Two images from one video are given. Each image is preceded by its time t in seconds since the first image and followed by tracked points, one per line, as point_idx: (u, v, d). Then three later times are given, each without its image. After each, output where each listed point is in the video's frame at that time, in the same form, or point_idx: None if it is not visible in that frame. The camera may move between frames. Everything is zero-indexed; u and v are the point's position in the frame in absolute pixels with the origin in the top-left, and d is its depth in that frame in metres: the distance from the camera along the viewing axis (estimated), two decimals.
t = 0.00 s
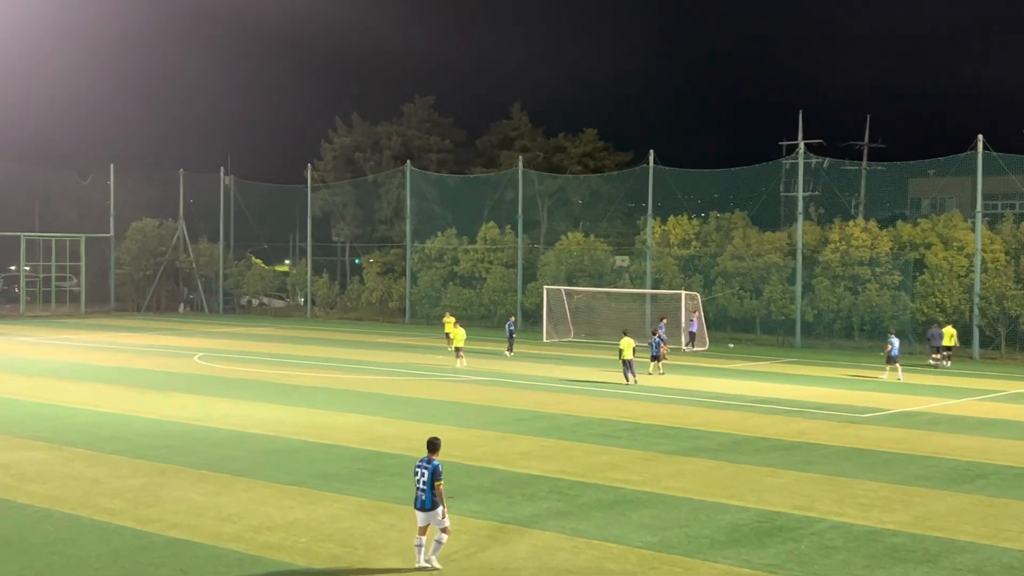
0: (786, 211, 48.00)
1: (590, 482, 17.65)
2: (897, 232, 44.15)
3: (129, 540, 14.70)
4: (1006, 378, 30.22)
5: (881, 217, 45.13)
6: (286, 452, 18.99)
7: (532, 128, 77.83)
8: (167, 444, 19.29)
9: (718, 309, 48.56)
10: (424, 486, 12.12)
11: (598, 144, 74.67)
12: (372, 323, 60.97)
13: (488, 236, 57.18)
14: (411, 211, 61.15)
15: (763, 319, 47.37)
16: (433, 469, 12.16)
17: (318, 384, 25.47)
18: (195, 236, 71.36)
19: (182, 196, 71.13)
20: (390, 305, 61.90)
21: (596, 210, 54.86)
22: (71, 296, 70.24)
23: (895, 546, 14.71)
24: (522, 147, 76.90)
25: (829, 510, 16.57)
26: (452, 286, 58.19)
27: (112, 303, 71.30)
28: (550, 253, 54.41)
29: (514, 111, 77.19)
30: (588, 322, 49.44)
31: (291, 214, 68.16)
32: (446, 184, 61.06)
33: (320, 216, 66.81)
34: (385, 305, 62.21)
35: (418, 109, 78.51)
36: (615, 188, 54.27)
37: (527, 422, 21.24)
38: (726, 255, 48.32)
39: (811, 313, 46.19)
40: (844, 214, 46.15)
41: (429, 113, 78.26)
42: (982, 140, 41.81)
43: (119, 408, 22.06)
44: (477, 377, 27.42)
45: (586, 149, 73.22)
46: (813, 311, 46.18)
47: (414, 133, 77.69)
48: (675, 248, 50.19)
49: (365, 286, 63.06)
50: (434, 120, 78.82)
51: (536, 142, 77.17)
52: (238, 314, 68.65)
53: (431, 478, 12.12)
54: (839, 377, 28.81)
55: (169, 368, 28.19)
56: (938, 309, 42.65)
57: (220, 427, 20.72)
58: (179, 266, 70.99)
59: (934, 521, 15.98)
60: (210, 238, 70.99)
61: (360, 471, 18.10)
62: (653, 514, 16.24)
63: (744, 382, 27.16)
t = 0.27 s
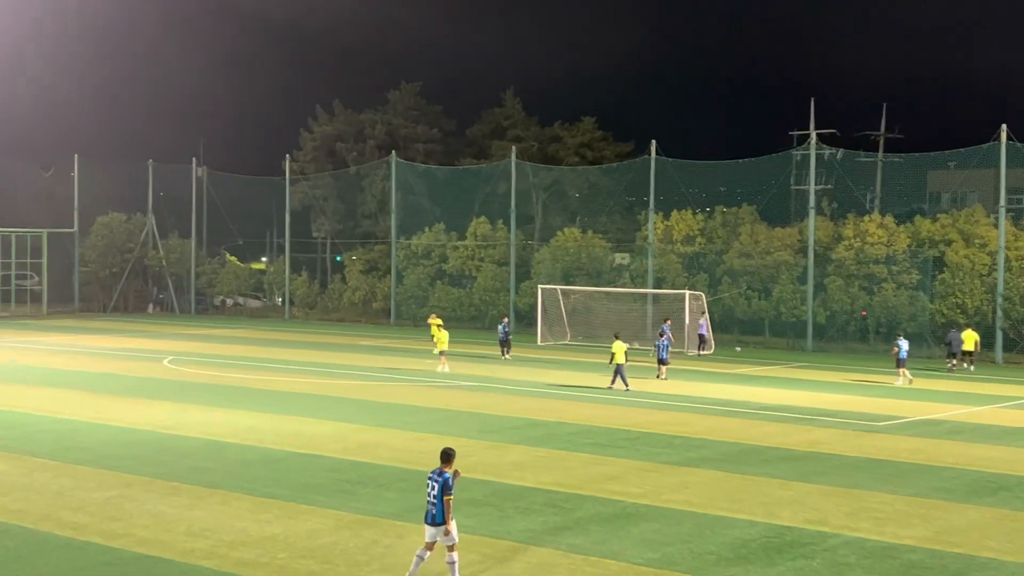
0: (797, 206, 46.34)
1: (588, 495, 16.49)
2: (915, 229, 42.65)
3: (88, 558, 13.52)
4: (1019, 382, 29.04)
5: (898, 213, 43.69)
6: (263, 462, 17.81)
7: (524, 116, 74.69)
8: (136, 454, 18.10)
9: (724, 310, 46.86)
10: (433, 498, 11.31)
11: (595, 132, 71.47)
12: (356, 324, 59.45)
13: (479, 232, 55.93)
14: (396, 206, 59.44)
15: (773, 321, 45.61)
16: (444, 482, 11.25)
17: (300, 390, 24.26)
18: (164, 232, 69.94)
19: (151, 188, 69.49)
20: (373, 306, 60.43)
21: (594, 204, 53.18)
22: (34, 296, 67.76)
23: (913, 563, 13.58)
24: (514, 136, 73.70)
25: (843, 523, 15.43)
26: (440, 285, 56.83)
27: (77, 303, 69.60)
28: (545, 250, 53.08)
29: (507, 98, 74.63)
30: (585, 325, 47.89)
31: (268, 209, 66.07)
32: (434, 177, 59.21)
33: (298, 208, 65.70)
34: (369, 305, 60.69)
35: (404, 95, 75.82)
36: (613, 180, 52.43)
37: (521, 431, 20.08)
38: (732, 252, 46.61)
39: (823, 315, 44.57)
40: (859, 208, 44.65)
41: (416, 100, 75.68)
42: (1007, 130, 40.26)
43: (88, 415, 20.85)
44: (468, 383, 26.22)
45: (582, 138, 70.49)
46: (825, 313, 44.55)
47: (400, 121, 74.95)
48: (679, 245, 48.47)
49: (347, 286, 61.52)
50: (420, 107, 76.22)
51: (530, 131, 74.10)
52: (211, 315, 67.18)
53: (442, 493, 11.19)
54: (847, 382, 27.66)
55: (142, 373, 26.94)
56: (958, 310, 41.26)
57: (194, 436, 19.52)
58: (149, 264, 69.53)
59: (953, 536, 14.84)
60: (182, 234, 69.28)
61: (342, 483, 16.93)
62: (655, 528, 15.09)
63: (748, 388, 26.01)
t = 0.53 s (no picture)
0: (806, 200, 45.50)
1: (586, 506, 15.56)
2: (931, 225, 41.50)
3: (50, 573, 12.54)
4: None
5: (914, 208, 42.40)
6: (242, 471, 16.87)
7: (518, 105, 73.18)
8: (108, 462, 17.15)
9: (729, 311, 45.90)
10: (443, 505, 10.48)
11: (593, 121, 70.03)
12: (342, 325, 58.38)
13: (470, 228, 54.88)
14: (383, 199, 58.46)
15: (780, 323, 44.78)
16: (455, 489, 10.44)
17: (285, 395, 23.29)
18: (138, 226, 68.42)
19: (124, 180, 67.87)
20: (360, 305, 59.33)
21: (593, 199, 52.41)
22: None
23: None
24: (507, 127, 72.04)
25: (855, 535, 14.49)
26: (429, 284, 55.83)
27: (45, 303, 68.16)
28: (540, 247, 52.17)
29: (500, 87, 73.18)
30: (582, 325, 47.14)
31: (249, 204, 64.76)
32: (423, 170, 58.11)
33: (280, 204, 64.65)
34: (355, 305, 59.60)
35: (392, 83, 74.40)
36: (613, 173, 51.82)
37: (515, 438, 19.15)
38: (738, 251, 45.68)
39: (833, 316, 43.63)
40: (872, 203, 43.53)
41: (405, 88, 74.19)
42: None
43: (59, 421, 19.89)
44: (460, 387, 25.27)
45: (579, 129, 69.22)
46: (836, 314, 43.62)
47: (387, 112, 73.51)
48: (681, 242, 47.50)
49: (332, 284, 60.37)
50: (408, 95, 74.61)
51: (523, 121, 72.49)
52: (188, 314, 66.25)
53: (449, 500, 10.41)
54: (850, 387, 26.79)
55: (117, 377, 25.94)
56: (976, 309, 40.17)
57: (171, 442, 18.55)
58: (121, 261, 68.03)
59: (973, 548, 13.92)
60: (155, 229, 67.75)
61: (325, 493, 15.99)
62: (658, 541, 14.16)
63: (751, 393, 25.10)
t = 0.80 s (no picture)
0: (805, 198, 45.29)
1: (580, 509, 15.26)
2: (932, 223, 41.15)
3: None
4: None
5: (913, 206, 42.06)
6: (229, 473, 16.56)
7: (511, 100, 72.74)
8: (93, 464, 16.81)
9: (727, 309, 45.54)
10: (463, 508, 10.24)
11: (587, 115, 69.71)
12: (332, 324, 57.92)
13: (462, 225, 54.56)
14: (374, 196, 58.33)
15: (777, 322, 44.48)
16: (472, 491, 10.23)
17: (274, 395, 22.96)
18: (124, 222, 67.85)
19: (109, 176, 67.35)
20: (349, 304, 58.86)
21: (586, 195, 51.82)
22: None
23: None
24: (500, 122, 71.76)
25: (854, 539, 14.21)
26: (421, 282, 55.40)
27: (28, 301, 67.72)
28: (534, 246, 51.84)
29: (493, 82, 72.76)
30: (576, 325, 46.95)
31: (236, 201, 65.24)
32: (415, 166, 57.91)
33: (268, 200, 64.39)
34: (344, 303, 59.12)
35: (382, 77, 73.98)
36: (608, 170, 50.95)
37: (508, 440, 18.85)
38: (735, 249, 45.38)
39: (832, 315, 43.35)
40: (872, 201, 43.25)
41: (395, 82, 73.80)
42: None
43: (44, 422, 19.57)
44: (452, 388, 24.97)
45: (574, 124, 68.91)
46: (834, 313, 43.36)
47: (378, 107, 73.05)
48: (678, 239, 47.29)
49: (321, 282, 59.89)
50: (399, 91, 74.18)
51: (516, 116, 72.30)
52: (173, 313, 65.59)
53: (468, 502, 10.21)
54: (847, 388, 26.52)
55: (103, 377, 25.60)
56: (977, 310, 39.91)
57: (157, 443, 18.22)
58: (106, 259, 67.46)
59: (975, 552, 13.62)
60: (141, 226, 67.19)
61: (314, 495, 15.68)
62: (653, 545, 13.86)
63: (748, 394, 24.83)
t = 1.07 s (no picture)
0: (803, 194, 45.27)
1: (577, 506, 15.24)
2: (929, 220, 41.12)
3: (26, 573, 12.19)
4: None
5: (910, 204, 42.10)
6: (225, 470, 16.53)
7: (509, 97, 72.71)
8: (89, 461, 16.79)
9: (725, 306, 45.43)
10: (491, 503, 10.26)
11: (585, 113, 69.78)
12: (329, 321, 57.80)
13: (460, 221, 54.52)
14: (372, 192, 58.24)
15: (775, 320, 44.29)
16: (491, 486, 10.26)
17: (271, 392, 22.93)
18: (120, 218, 67.67)
19: (105, 173, 67.26)
20: (346, 300, 58.76)
21: (584, 192, 51.95)
22: None
23: None
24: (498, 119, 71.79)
25: (850, 536, 14.20)
26: (417, 279, 55.30)
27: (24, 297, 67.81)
28: (531, 242, 51.78)
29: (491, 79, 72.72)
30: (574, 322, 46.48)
31: (234, 195, 64.66)
32: (413, 163, 58.13)
33: (265, 196, 64.43)
34: (341, 300, 59.02)
35: (379, 73, 73.92)
36: (606, 166, 51.33)
37: (505, 437, 18.83)
38: (732, 246, 45.31)
39: (830, 313, 43.32)
40: (871, 199, 43.31)
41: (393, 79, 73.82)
42: None
43: (40, 418, 19.54)
44: (449, 385, 24.95)
45: (572, 121, 68.96)
46: (832, 310, 43.30)
47: (376, 103, 73.11)
48: (675, 236, 47.29)
49: (318, 278, 59.78)
50: (397, 87, 74.13)
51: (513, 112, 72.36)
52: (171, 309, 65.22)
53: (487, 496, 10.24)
54: (845, 385, 26.50)
55: (98, 373, 25.55)
56: (976, 307, 39.80)
57: (154, 440, 18.19)
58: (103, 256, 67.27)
59: (971, 550, 13.60)
60: (138, 222, 67.10)
61: (310, 492, 15.66)
62: (650, 542, 13.85)
63: (745, 391, 24.80)
